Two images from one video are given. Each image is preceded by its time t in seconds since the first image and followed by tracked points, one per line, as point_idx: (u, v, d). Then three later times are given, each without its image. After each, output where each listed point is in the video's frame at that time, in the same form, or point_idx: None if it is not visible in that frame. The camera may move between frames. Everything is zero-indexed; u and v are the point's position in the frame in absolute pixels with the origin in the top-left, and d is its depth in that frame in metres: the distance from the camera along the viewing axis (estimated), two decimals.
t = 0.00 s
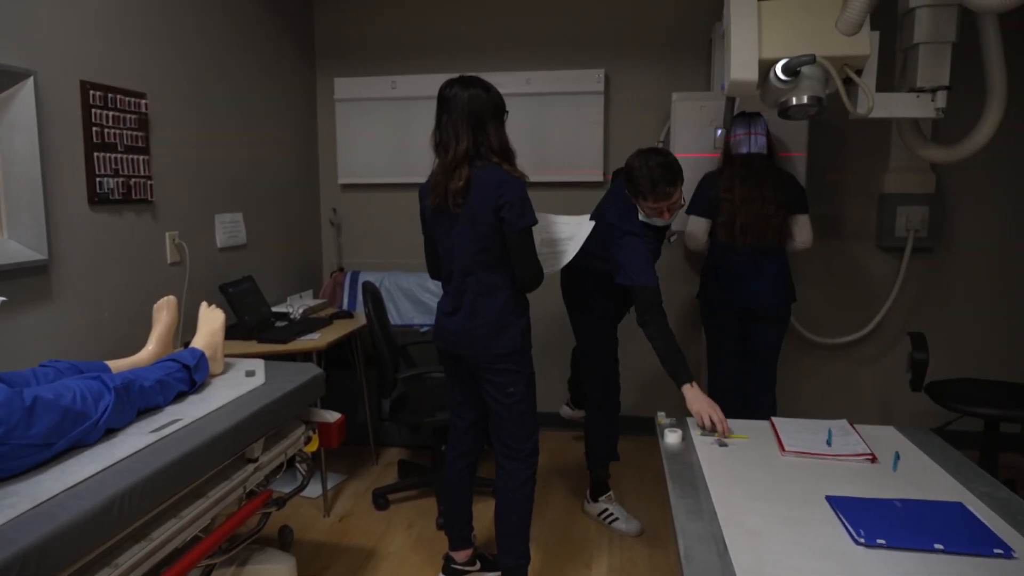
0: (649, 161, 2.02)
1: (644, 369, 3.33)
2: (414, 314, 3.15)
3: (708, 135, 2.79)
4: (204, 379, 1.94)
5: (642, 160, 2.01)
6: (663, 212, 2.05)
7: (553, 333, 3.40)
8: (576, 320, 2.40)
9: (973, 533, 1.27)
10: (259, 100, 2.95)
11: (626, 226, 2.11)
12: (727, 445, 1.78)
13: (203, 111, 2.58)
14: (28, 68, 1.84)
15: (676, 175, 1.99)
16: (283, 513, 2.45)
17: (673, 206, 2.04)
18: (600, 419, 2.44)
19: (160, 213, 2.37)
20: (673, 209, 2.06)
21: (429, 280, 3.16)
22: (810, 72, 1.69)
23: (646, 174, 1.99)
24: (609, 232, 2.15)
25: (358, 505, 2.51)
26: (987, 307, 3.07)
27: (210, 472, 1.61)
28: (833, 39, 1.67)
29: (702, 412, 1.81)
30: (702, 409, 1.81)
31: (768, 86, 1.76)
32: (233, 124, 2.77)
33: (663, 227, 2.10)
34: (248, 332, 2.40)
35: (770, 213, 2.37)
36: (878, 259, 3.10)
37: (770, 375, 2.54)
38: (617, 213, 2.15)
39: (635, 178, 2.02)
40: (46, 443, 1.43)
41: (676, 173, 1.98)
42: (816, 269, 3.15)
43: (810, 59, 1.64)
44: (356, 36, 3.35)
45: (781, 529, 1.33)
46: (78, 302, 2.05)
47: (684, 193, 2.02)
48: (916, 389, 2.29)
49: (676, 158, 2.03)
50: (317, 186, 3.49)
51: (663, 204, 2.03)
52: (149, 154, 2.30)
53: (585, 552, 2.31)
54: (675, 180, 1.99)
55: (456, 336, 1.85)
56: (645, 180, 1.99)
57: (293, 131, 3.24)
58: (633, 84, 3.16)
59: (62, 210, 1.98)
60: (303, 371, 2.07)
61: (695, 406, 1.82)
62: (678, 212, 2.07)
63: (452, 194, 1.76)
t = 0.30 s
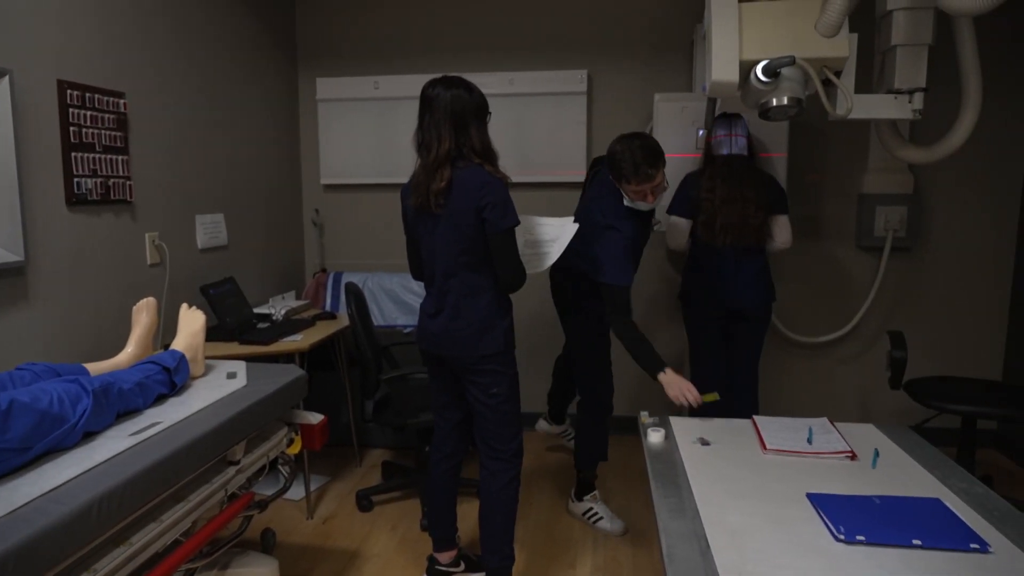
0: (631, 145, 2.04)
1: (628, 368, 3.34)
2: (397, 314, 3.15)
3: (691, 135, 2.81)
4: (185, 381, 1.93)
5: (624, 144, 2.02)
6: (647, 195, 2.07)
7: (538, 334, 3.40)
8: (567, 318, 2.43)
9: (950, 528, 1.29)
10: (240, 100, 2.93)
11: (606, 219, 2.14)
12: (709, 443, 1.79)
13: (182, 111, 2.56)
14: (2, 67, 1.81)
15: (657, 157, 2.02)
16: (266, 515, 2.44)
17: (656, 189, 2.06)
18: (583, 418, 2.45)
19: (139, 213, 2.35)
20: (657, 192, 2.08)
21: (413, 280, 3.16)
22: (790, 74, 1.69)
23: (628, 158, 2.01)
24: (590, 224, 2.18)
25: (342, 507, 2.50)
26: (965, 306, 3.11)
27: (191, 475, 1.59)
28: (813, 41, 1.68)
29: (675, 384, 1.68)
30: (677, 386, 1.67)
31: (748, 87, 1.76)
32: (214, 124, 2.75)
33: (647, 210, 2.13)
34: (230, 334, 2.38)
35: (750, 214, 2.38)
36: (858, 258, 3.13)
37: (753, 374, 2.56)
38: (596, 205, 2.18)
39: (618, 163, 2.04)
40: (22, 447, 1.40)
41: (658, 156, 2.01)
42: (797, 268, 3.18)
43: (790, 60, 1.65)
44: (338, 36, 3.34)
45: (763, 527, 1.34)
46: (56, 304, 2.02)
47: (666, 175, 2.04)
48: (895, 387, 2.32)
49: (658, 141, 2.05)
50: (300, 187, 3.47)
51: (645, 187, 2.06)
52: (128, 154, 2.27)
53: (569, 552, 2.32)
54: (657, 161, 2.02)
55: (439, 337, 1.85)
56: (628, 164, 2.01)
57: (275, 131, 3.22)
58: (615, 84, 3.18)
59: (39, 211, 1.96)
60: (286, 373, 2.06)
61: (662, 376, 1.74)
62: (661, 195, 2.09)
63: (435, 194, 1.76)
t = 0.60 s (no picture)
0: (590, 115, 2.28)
1: (616, 368, 3.35)
2: (385, 315, 3.15)
3: (677, 135, 2.82)
4: (170, 383, 1.91)
5: (584, 114, 2.26)
6: (608, 159, 2.30)
7: (525, 334, 3.41)
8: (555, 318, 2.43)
9: (935, 525, 1.30)
10: (226, 99, 2.91)
11: (583, 203, 2.25)
12: (695, 442, 1.79)
13: (167, 111, 2.54)
14: None
15: (615, 123, 2.27)
16: (253, 517, 2.42)
17: (615, 152, 2.29)
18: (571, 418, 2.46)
19: (124, 214, 2.33)
20: (616, 156, 2.31)
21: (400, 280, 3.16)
22: (776, 74, 1.69)
23: (589, 123, 2.24)
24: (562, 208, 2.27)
25: (329, 509, 2.49)
26: (949, 304, 3.14)
27: (176, 477, 1.58)
28: (798, 43, 1.69)
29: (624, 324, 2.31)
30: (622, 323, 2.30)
31: (734, 88, 1.76)
32: (199, 124, 2.73)
33: (609, 175, 2.34)
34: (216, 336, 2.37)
35: (734, 214, 2.40)
36: (843, 258, 3.16)
37: (739, 373, 2.58)
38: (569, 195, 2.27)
39: (579, 130, 2.27)
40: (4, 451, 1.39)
41: (616, 121, 2.25)
42: (783, 268, 3.20)
43: (776, 61, 1.65)
44: (325, 36, 3.33)
45: (749, 525, 1.34)
46: (38, 306, 2.00)
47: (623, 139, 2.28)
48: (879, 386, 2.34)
49: (613, 110, 2.30)
50: (287, 187, 3.46)
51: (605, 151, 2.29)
52: (112, 154, 2.25)
53: (557, 552, 2.32)
54: (615, 127, 2.26)
55: (426, 338, 1.85)
56: (589, 129, 2.24)
57: (261, 130, 3.20)
58: (602, 84, 3.19)
59: (20, 211, 1.93)
60: (272, 374, 2.05)
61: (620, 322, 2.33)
62: (620, 159, 2.32)
63: (420, 195, 1.76)
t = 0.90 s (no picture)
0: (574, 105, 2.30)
1: (607, 367, 3.35)
2: (376, 315, 3.14)
3: (668, 136, 2.83)
4: (159, 383, 1.90)
5: (569, 103, 2.28)
6: (592, 146, 2.31)
7: (517, 334, 3.40)
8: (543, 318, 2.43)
9: (923, 523, 1.31)
10: (215, 99, 2.90)
11: (571, 198, 2.26)
12: (685, 442, 1.80)
13: (156, 111, 2.52)
14: None
15: (600, 113, 2.29)
16: (244, 519, 2.42)
17: (599, 140, 2.31)
18: (562, 418, 2.46)
19: (112, 214, 2.31)
20: (600, 144, 2.33)
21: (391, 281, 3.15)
22: (765, 75, 1.70)
23: (574, 112, 2.26)
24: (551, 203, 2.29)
25: (320, 510, 2.48)
26: (937, 304, 3.17)
27: (165, 479, 1.57)
28: (787, 45, 1.70)
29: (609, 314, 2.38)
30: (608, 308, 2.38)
31: (724, 89, 1.77)
32: (188, 124, 2.71)
33: (594, 164, 2.35)
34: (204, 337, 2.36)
35: (724, 214, 2.42)
36: (832, 257, 3.18)
37: (729, 372, 2.59)
38: (556, 191, 2.28)
39: (564, 119, 2.28)
40: None
41: (600, 110, 2.28)
42: (774, 268, 3.22)
43: (765, 62, 1.66)
44: (315, 36, 3.32)
45: (740, 524, 1.35)
46: (25, 307, 1.99)
47: (607, 127, 2.29)
48: (869, 384, 2.35)
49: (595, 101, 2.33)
50: (277, 187, 3.44)
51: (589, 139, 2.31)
52: (100, 154, 2.24)
53: (548, 552, 2.32)
54: (599, 115, 2.28)
55: (416, 338, 1.85)
56: (574, 117, 2.25)
57: (251, 130, 3.19)
58: (593, 85, 3.19)
59: (7, 211, 1.92)
60: (262, 374, 2.05)
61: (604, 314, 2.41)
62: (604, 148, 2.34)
63: (406, 196, 1.75)
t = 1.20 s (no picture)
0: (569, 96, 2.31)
1: (600, 367, 3.36)
2: (368, 316, 3.14)
3: (661, 136, 2.84)
4: (151, 385, 1.89)
5: (566, 94, 2.29)
6: (597, 131, 2.35)
7: (510, 334, 3.41)
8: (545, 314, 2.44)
9: (913, 521, 1.32)
10: (206, 99, 2.88)
11: (574, 189, 2.28)
12: (678, 442, 1.80)
13: (147, 111, 2.51)
14: None
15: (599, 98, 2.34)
16: (237, 520, 2.41)
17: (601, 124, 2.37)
18: (557, 418, 2.47)
19: (103, 215, 2.30)
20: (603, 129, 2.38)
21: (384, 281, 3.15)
22: (757, 76, 1.69)
23: (578, 100, 2.28)
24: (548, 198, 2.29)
25: (313, 512, 2.47)
26: (927, 303, 3.18)
27: (157, 480, 1.56)
28: (779, 46, 1.70)
29: (623, 302, 2.33)
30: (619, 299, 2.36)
31: (716, 89, 1.76)
32: (179, 124, 2.70)
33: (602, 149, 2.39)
34: (197, 338, 2.35)
35: (717, 214, 2.42)
36: (824, 257, 3.19)
37: (721, 372, 2.60)
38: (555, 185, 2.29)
39: (566, 109, 2.29)
40: None
41: (599, 95, 2.33)
42: (766, 267, 3.23)
43: (756, 62, 1.65)
44: (308, 36, 3.31)
45: (732, 523, 1.35)
46: (15, 308, 1.98)
47: (606, 112, 2.35)
48: (861, 383, 2.36)
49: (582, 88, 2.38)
50: (269, 187, 3.43)
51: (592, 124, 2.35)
52: (91, 154, 2.23)
53: (541, 552, 2.32)
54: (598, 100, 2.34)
55: (409, 338, 1.85)
56: (580, 105, 2.28)
57: (243, 130, 3.18)
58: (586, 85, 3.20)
59: None
60: (255, 375, 2.04)
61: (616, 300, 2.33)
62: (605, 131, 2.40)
63: (398, 196, 1.75)
